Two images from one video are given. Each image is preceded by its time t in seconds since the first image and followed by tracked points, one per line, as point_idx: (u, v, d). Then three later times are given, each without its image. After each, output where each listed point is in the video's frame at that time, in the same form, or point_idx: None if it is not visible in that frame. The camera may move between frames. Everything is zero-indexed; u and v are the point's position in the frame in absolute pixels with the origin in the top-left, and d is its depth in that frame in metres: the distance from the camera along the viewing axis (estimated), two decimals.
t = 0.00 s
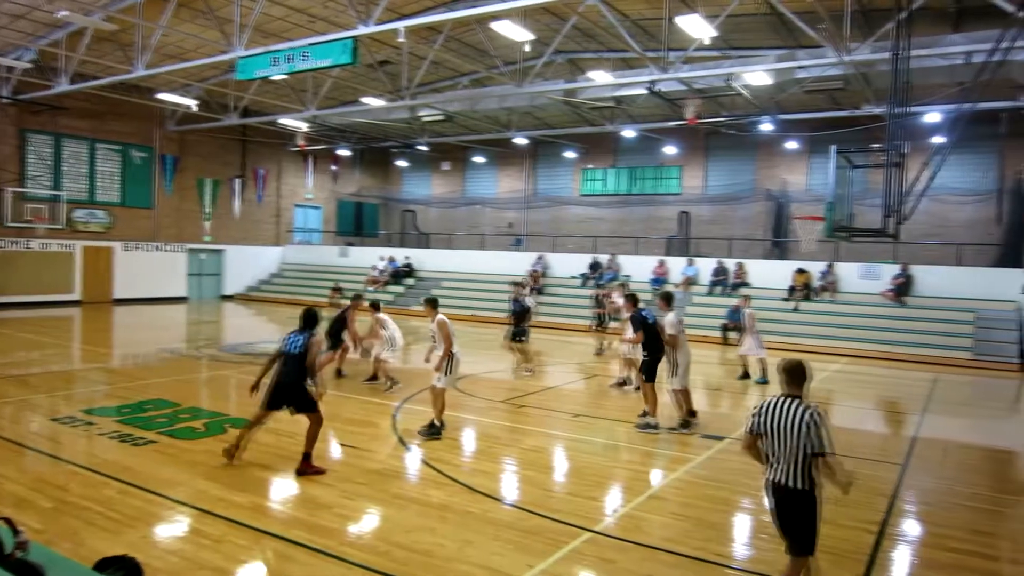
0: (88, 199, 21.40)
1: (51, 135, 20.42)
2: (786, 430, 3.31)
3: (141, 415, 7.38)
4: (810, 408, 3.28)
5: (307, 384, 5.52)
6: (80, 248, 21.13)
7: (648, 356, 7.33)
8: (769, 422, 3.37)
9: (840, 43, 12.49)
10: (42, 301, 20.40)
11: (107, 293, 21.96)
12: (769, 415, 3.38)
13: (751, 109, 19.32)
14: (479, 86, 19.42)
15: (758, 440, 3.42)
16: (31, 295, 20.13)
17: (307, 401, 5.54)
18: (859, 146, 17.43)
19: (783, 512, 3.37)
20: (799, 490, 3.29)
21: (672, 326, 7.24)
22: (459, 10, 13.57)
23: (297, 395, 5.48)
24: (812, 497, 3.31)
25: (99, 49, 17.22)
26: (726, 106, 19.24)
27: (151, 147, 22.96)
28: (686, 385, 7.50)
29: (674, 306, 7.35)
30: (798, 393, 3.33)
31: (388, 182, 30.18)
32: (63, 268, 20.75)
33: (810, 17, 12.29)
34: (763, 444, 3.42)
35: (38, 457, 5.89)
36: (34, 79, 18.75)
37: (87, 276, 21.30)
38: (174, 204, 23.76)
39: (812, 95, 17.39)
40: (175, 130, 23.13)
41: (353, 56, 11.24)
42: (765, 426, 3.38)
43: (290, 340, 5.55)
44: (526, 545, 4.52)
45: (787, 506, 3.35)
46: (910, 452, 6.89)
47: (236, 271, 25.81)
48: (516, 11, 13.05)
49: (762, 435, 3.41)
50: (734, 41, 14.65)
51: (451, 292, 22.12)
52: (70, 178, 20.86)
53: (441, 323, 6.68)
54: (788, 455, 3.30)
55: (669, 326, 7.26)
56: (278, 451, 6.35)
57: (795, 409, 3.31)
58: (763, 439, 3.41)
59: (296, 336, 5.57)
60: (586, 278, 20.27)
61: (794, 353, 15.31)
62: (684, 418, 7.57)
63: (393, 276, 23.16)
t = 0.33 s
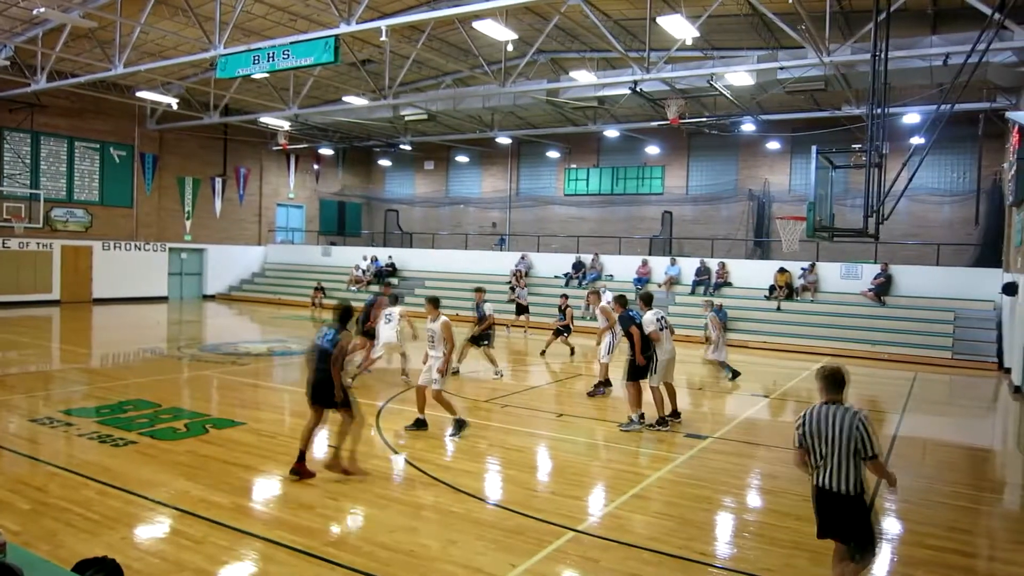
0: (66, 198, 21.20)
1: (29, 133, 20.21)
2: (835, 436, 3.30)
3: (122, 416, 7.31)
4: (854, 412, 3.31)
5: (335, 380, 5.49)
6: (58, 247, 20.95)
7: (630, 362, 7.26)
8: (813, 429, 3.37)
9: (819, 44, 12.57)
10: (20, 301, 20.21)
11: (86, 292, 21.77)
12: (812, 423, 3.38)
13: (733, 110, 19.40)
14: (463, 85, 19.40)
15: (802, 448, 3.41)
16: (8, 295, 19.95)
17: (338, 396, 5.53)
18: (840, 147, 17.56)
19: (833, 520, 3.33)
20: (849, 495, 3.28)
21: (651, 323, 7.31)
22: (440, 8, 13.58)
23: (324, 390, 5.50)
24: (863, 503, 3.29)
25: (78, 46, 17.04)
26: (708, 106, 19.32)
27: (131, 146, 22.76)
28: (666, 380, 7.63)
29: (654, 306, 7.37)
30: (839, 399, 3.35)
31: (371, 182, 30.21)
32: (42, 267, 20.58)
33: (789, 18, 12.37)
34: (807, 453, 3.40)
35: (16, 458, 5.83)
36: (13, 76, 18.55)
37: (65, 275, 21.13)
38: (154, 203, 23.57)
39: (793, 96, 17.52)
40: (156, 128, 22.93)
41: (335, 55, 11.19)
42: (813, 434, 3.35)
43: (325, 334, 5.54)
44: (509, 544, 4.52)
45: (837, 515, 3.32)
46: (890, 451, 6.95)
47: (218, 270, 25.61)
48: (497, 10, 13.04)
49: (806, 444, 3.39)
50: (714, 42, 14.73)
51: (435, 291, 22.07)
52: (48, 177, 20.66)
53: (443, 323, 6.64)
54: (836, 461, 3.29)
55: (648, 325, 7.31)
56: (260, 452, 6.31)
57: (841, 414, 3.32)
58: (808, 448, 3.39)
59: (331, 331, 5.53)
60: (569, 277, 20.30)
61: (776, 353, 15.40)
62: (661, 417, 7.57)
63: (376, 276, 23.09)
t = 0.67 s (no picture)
0: (52, 196, 21.00)
1: (14, 131, 19.99)
2: (867, 430, 3.35)
3: (108, 416, 7.25)
4: (888, 404, 3.38)
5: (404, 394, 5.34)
6: (43, 246, 20.76)
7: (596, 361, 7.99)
8: (845, 422, 3.40)
9: (808, 45, 12.67)
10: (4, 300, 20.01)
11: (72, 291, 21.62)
12: (844, 415, 3.41)
13: (723, 110, 19.48)
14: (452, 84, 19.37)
15: (830, 440, 3.42)
16: None
17: (405, 409, 5.40)
18: (828, 147, 17.68)
19: (857, 511, 3.37)
20: (879, 486, 3.32)
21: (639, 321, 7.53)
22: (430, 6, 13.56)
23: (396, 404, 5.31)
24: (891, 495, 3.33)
25: (65, 43, 16.91)
26: (698, 106, 19.41)
27: (118, 143, 22.59)
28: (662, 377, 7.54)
29: (652, 305, 7.40)
30: (871, 392, 3.41)
31: (360, 181, 30.15)
32: (26, 267, 20.37)
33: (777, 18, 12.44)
34: (836, 446, 3.41)
35: None
36: None
37: (51, 274, 20.93)
38: (141, 202, 23.39)
39: (782, 97, 17.65)
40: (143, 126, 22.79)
41: (325, 53, 11.15)
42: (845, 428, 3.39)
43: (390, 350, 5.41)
44: (499, 544, 4.52)
45: (865, 506, 3.35)
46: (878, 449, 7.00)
47: (206, 268, 25.48)
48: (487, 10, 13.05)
49: (836, 437, 3.41)
50: (704, 42, 14.79)
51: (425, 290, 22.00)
52: (33, 175, 20.46)
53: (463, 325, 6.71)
54: (869, 452, 3.33)
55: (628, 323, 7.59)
56: (249, 452, 6.27)
57: (874, 409, 3.36)
58: (837, 441, 3.41)
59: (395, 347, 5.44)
60: (559, 276, 20.31)
61: (764, 352, 15.46)
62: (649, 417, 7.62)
63: (365, 275, 23.02)
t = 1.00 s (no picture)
0: (30, 193, 20.71)
1: None
2: (881, 427, 3.48)
3: (87, 417, 7.17)
4: (897, 400, 3.52)
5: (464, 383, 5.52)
6: (20, 244, 20.49)
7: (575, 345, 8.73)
8: (856, 419, 3.52)
9: (790, 46, 12.75)
10: None
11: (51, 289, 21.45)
12: (855, 412, 3.54)
13: (705, 110, 19.58)
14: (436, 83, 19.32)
15: (841, 437, 3.55)
16: None
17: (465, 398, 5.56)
18: (810, 147, 17.82)
19: (863, 504, 3.54)
20: (886, 480, 3.49)
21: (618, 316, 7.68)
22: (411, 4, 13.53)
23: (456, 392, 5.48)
24: (896, 487, 3.50)
25: (43, 38, 16.68)
26: (680, 106, 19.49)
27: (97, 140, 22.31)
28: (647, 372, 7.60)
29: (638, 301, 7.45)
30: (881, 389, 3.55)
31: (343, 179, 30.04)
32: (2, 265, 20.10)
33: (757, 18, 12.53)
34: (846, 442, 3.55)
35: None
36: None
37: (27, 272, 20.67)
38: (120, 200, 23.12)
39: (764, 97, 17.75)
40: (123, 122, 22.57)
41: (308, 51, 11.10)
42: (858, 423, 3.51)
43: (446, 340, 5.59)
44: (482, 543, 4.52)
45: (873, 499, 3.52)
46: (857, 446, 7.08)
47: (186, 266, 25.38)
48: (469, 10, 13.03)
49: (848, 434, 3.53)
50: (686, 43, 14.87)
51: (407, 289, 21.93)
52: (10, 172, 20.17)
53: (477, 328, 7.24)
54: (878, 447, 3.49)
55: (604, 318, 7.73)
56: (230, 453, 6.22)
57: (886, 406, 3.50)
58: (848, 437, 3.54)
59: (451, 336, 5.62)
60: (542, 276, 20.32)
61: (745, 350, 15.56)
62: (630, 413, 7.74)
63: (347, 274, 22.91)
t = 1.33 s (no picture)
0: (6, 192, 20.42)
1: None
2: (868, 426, 3.52)
3: (64, 417, 7.08)
4: (882, 400, 3.56)
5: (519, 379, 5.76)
6: None
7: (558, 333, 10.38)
8: (847, 420, 3.53)
9: (771, 48, 12.83)
10: None
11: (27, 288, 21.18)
12: (846, 413, 3.55)
13: (687, 111, 19.68)
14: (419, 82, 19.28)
15: (833, 438, 3.54)
16: None
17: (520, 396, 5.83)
18: (790, 147, 17.96)
19: (848, 504, 3.56)
20: (871, 479, 3.53)
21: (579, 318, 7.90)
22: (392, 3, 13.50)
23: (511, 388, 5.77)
24: (879, 486, 3.56)
25: (20, 35, 16.46)
26: (662, 106, 19.57)
27: (74, 138, 22.05)
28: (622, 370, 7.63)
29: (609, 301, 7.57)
30: (867, 389, 3.58)
31: (324, 178, 29.89)
32: None
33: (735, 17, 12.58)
34: (836, 443, 3.54)
35: None
36: None
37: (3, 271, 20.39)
38: (98, 198, 22.85)
39: (745, 98, 17.86)
40: (101, 120, 22.36)
41: (289, 49, 11.05)
42: (848, 423, 3.53)
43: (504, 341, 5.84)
44: (464, 542, 4.51)
45: (857, 498, 3.55)
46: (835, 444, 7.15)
47: (165, 265, 25.09)
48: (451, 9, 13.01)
49: (839, 435, 3.53)
50: (668, 43, 14.93)
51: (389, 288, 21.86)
52: None
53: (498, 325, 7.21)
54: (865, 448, 3.52)
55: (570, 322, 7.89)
56: (210, 454, 6.17)
57: (872, 406, 3.55)
58: (838, 438, 3.54)
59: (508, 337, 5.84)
60: (525, 275, 20.31)
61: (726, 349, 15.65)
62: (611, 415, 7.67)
63: (329, 273, 22.82)
